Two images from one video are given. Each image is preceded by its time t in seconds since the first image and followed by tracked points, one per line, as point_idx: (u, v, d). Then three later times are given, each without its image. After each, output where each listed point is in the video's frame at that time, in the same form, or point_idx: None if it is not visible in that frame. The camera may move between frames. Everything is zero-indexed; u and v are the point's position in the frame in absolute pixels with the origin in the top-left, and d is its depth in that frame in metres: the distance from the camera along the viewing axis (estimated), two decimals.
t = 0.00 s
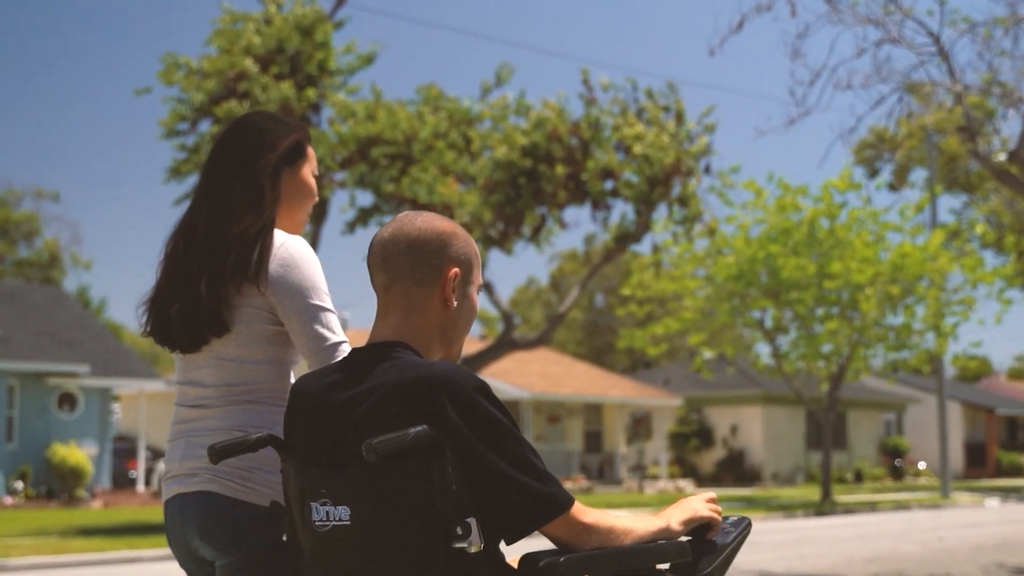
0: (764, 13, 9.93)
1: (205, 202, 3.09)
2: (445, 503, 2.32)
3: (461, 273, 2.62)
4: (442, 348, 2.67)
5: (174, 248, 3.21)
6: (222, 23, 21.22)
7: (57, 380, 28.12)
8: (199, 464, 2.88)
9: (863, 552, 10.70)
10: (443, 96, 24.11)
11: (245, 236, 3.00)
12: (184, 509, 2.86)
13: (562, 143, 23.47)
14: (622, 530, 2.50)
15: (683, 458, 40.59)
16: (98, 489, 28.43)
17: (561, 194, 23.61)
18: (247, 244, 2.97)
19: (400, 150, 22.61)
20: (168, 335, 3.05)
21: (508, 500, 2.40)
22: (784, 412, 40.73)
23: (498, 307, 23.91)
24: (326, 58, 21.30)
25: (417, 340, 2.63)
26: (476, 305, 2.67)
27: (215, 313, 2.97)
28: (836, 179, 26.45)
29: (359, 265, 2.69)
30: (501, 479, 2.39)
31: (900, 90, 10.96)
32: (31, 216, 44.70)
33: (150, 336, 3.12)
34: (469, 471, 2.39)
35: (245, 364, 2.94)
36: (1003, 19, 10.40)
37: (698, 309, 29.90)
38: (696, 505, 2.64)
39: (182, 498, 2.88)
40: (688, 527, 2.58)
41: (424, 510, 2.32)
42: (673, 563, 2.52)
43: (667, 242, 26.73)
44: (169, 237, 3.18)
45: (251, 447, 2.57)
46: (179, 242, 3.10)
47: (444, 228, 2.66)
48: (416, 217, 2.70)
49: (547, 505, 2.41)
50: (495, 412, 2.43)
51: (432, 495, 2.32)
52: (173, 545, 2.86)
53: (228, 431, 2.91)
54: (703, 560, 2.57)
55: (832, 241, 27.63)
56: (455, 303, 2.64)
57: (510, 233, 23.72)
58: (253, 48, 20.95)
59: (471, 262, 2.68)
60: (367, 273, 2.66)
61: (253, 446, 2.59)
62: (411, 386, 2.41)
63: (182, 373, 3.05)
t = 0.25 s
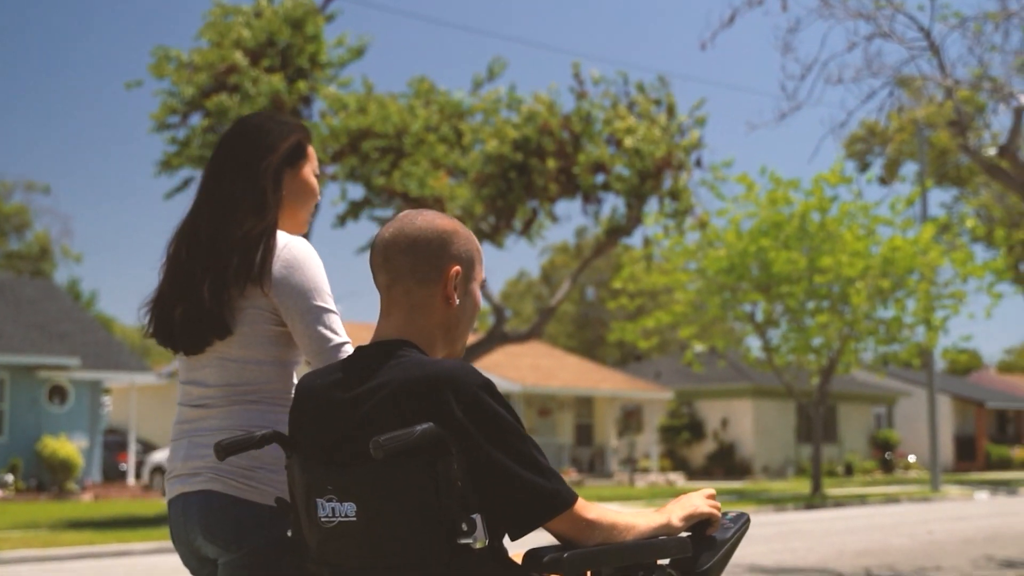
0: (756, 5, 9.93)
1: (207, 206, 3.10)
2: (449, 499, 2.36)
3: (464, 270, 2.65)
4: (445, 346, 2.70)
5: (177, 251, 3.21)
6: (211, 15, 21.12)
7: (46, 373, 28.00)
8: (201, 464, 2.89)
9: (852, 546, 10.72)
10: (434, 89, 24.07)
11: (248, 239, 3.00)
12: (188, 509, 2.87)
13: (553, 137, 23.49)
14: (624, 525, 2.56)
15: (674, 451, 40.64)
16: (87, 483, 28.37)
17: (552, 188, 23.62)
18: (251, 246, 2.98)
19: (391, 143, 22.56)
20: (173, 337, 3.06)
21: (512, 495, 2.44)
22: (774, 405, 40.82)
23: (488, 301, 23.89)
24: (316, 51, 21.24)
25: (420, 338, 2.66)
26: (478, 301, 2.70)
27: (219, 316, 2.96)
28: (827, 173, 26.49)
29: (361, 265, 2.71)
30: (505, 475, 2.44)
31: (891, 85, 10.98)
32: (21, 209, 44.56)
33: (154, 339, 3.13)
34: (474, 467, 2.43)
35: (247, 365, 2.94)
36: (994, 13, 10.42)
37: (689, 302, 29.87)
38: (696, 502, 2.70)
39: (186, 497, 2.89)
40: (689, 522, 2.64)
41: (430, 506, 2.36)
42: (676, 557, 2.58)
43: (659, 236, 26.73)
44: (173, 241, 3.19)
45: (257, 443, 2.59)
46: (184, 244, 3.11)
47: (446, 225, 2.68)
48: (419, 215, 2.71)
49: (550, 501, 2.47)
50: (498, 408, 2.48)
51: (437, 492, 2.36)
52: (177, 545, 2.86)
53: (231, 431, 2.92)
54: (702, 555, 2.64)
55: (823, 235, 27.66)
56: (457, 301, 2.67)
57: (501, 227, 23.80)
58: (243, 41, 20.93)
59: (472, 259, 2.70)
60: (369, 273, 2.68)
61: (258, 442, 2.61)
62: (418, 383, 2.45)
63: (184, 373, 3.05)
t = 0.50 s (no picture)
0: None
1: (211, 208, 3.12)
2: (456, 494, 2.42)
3: (465, 267, 2.72)
4: (448, 343, 2.77)
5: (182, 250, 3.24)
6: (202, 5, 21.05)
7: (36, 364, 27.92)
8: (206, 462, 2.93)
9: (843, 536, 10.77)
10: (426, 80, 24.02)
11: (252, 242, 3.03)
12: (193, 508, 2.89)
13: (544, 130, 23.51)
14: (628, 521, 2.67)
15: (665, 443, 40.69)
16: (78, 474, 28.31)
17: (544, 180, 23.65)
18: (253, 250, 3.01)
19: (383, 135, 22.54)
20: (179, 338, 3.09)
21: (516, 489, 2.51)
22: (764, 397, 40.88)
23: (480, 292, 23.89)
24: (308, 43, 21.20)
25: (424, 334, 2.73)
26: (480, 296, 2.77)
27: (224, 317, 3.00)
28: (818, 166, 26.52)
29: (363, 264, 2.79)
30: (509, 472, 2.50)
31: (881, 77, 11.01)
32: (10, 201, 44.36)
33: (160, 339, 3.16)
34: (479, 463, 2.50)
35: (252, 363, 2.98)
36: (984, 5, 10.44)
37: (680, 294, 29.89)
38: (697, 496, 2.81)
39: (191, 494, 2.92)
40: (690, 517, 2.75)
41: (436, 500, 2.43)
42: (676, 552, 2.70)
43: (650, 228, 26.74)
44: (178, 240, 3.21)
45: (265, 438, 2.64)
46: (189, 245, 3.13)
47: (446, 223, 2.75)
48: (421, 214, 2.79)
49: (554, 496, 2.54)
50: (503, 406, 2.54)
51: (443, 488, 2.43)
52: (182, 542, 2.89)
53: (235, 429, 2.96)
54: (703, 549, 2.76)
55: (814, 228, 27.71)
56: (460, 297, 2.74)
57: (492, 219, 23.82)
58: (233, 31, 20.87)
59: (473, 256, 2.77)
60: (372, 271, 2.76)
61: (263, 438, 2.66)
62: (422, 382, 2.52)
63: (188, 372, 3.09)
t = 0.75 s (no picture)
0: None
1: (214, 209, 3.16)
2: (461, 488, 2.46)
3: (466, 263, 2.75)
4: (452, 338, 2.80)
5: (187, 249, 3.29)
6: None
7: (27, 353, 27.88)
8: (212, 459, 3.00)
9: (833, 527, 10.81)
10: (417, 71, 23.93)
11: (257, 241, 3.08)
12: (199, 502, 2.98)
13: (536, 119, 23.51)
14: (630, 512, 2.69)
15: (656, 433, 40.79)
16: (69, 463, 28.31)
17: (535, 170, 23.66)
18: (257, 251, 3.05)
19: (373, 125, 22.43)
20: (184, 340, 3.13)
21: (519, 482, 2.54)
22: (755, 387, 40.95)
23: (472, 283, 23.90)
24: (299, 32, 21.14)
25: (427, 329, 2.76)
26: (482, 291, 2.80)
27: (228, 317, 3.04)
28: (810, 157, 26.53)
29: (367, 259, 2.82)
30: (514, 467, 2.53)
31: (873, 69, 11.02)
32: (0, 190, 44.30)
33: (165, 341, 3.20)
34: (483, 458, 2.53)
35: (256, 362, 3.04)
36: None
37: (671, 285, 29.91)
38: (697, 490, 2.84)
39: (197, 490, 3.00)
40: (689, 509, 2.78)
41: (442, 495, 2.45)
42: (677, 543, 2.71)
43: (641, 218, 26.76)
44: (183, 240, 3.25)
45: (268, 433, 2.70)
46: (193, 247, 3.18)
47: (448, 218, 2.78)
48: (422, 209, 2.82)
49: (557, 490, 2.57)
50: (508, 400, 2.57)
51: (449, 483, 2.46)
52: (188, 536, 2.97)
53: (241, 425, 3.03)
54: (703, 541, 2.78)
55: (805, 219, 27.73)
56: (462, 292, 2.77)
57: (484, 209, 23.83)
58: (223, 21, 20.84)
59: (476, 249, 2.80)
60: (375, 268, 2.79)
61: (269, 431, 2.73)
62: (428, 376, 2.55)
63: (195, 370, 3.15)
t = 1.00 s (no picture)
0: None
1: (221, 205, 3.29)
2: (468, 481, 2.54)
3: (469, 258, 2.84)
4: (455, 331, 2.90)
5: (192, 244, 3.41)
6: None
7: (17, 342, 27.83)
8: (220, 452, 3.12)
9: (824, 517, 10.87)
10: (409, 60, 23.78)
11: (264, 238, 3.21)
12: (206, 494, 3.10)
13: (528, 108, 23.53)
14: (632, 507, 2.78)
15: (647, 422, 40.88)
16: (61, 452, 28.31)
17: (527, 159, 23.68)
18: (263, 248, 3.19)
19: (365, 115, 22.19)
20: (191, 332, 3.26)
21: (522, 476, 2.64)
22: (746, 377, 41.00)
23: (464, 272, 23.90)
24: (291, 20, 21.07)
25: (432, 324, 2.86)
26: (485, 284, 2.89)
27: (237, 314, 3.18)
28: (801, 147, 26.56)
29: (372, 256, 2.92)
30: (518, 462, 2.63)
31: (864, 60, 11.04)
32: None
33: (171, 333, 3.34)
34: (488, 452, 2.63)
35: (263, 358, 3.17)
36: None
37: (662, 274, 29.92)
38: (696, 483, 2.92)
39: (204, 482, 3.12)
40: (689, 502, 2.86)
41: (447, 489, 2.53)
42: (676, 537, 2.80)
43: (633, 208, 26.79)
44: (188, 235, 3.38)
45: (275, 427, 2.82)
46: (200, 242, 3.31)
47: (452, 213, 2.87)
48: (426, 203, 2.91)
49: (562, 485, 2.67)
50: (512, 396, 2.66)
51: (454, 476, 2.54)
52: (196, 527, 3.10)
53: (249, 419, 3.16)
54: (702, 534, 2.87)
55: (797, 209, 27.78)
56: (465, 286, 2.87)
57: (475, 198, 23.85)
58: (214, 10, 20.77)
59: (477, 244, 2.89)
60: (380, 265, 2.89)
61: (275, 424, 2.84)
62: (435, 372, 2.64)
63: (203, 365, 3.27)
